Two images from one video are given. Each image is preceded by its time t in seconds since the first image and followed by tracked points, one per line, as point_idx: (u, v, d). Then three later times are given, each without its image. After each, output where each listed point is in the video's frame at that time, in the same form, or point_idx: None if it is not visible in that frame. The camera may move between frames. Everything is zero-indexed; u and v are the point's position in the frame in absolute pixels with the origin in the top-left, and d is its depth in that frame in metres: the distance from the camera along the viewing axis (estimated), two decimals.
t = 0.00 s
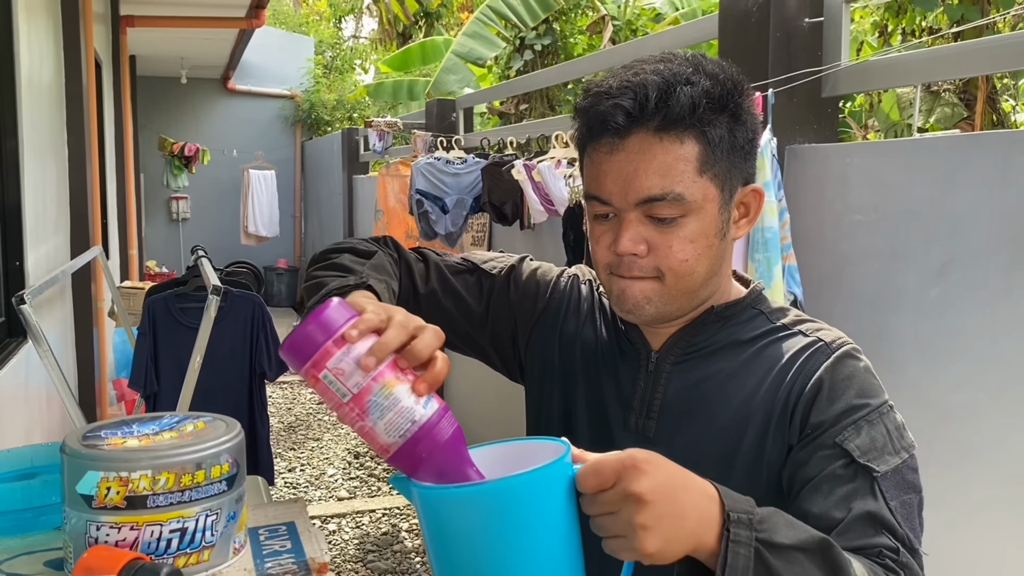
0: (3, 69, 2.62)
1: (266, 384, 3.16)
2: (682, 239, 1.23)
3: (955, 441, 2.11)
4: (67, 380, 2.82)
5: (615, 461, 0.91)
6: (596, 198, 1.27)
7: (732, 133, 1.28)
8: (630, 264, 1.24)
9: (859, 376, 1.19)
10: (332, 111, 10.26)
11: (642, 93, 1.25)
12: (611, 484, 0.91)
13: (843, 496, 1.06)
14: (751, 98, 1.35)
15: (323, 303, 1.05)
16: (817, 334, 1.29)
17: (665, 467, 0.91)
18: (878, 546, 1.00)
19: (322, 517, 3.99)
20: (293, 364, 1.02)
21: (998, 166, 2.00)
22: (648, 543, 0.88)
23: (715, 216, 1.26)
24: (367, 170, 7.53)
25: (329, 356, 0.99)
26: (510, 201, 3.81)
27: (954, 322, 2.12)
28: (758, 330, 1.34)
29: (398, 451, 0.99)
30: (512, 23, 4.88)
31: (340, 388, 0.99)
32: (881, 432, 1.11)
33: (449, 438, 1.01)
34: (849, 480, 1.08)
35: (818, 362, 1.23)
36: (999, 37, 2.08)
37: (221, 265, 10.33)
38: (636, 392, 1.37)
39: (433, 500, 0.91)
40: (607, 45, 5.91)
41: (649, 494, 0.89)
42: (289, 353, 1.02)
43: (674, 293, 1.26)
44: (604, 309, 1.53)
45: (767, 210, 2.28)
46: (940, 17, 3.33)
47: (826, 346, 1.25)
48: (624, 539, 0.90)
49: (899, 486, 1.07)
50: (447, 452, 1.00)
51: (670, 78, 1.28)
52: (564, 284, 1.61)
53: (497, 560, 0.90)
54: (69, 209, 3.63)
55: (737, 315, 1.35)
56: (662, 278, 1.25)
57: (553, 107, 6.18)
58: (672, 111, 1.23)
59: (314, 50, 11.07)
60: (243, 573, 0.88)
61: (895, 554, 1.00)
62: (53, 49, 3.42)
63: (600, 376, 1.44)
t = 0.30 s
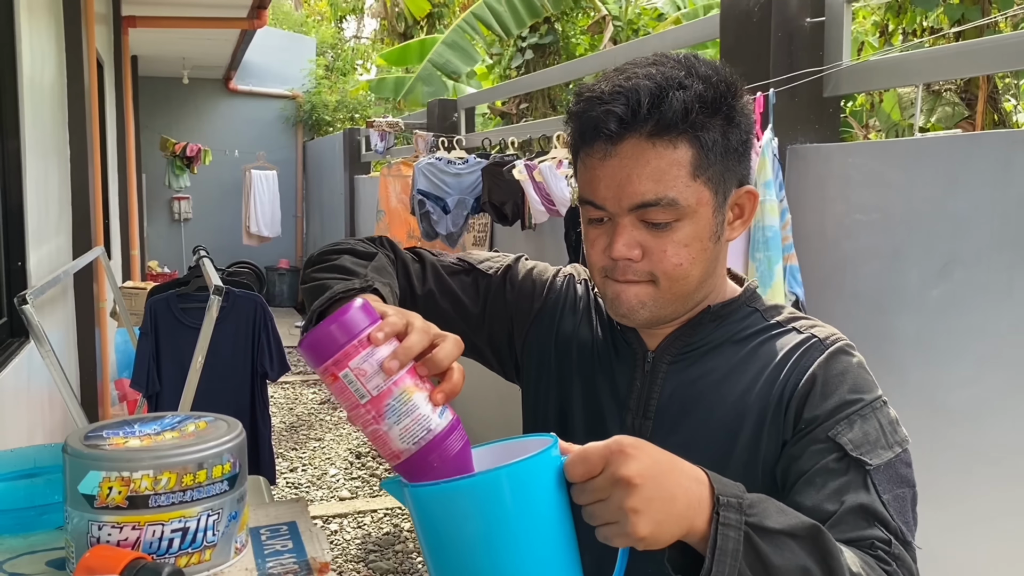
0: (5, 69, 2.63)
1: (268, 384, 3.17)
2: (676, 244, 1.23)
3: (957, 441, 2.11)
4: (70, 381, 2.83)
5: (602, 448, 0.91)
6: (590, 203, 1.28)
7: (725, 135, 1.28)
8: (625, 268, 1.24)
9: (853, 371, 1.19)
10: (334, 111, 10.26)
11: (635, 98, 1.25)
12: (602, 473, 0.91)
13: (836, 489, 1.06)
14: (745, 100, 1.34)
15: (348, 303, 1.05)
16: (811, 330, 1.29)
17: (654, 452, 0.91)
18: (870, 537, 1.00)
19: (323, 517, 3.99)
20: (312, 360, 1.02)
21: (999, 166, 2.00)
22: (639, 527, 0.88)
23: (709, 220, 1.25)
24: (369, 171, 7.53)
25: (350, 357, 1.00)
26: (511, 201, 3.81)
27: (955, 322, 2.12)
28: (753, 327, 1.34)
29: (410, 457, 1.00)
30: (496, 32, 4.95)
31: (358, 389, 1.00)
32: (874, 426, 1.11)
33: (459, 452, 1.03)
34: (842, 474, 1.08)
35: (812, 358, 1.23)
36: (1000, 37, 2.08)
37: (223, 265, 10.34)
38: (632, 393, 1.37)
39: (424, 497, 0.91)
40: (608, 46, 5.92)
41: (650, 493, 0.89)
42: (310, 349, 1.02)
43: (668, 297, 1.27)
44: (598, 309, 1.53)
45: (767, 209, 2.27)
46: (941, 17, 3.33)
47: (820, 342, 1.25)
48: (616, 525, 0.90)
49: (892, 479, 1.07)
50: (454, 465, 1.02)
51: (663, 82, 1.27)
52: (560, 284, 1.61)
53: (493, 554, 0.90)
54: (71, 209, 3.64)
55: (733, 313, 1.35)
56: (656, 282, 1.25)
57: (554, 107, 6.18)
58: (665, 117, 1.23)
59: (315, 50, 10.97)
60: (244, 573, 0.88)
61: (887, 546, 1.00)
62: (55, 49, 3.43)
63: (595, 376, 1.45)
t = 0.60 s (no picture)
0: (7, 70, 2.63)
1: (269, 385, 3.17)
2: (673, 244, 1.23)
3: (959, 441, 2.11)
4: (71, 381, 2.83)
5: (600, 458, 0.91)
6: (587, 202, 1.28)
7: (722, 135, 1.28)
8: (622, 268, 1.24)
9: (850, 372, 1.19)
10: (335, 111, 10.27)
11: (631, 99, 1.25)
12: (602, 480, 0.91)
13: (833, 490, 1.06)
14: (741, 100, 1.34)
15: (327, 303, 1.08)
16: (808, 330, 1.29)
17: (652, 460, 0.91)
18: (867, 538, 1.00)
19: (325, 517, 3.99)
20: (298, 364, 1.05)
21: (1000, 167, 2.00)
22: (638, 536, 0.88)
23: (706, 220, 1.26)
24: (371, 171, 7.54)
25: (334, 354, 1.03)
26: (513, 201, 3.81)
27: (956, 322, 2.12)
28: (750, 327, 1.34)
29: (403, 449, 1.01)
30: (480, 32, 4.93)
31: (344, 386, 1.02)
32: (872, 427, 1.11)
33: (454, 437, 1.02)
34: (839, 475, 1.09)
35: (809, 358, 1.23)
36: (1001, 37, 2.07)
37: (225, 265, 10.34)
38: (629, 394, 1.37)
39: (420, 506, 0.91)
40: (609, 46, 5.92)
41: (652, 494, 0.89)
42: (294, 353, 1.05)
43: (665, 298, 1.27)
44: (595, 309, 1.54)
45: (767, 209, 2.27)
46: (941, 17, 3.33)
47: (817, 342, 1.25)
48: (614, 534, 0.90)
49: (890, 480, 1.07)
50: (451, 452, 1.01)
51: (659, 83, 1.27)
52: (555, 284, 1.62)
53: (489, 562, 0.90)
54: (73, 209, 3.65)
55: (729, 313, 1.35)
56: (653, 282, 1.25)
57: (556, 107, 6.19)
58: (661, 117, 1.22)
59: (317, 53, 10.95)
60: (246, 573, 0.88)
61: (885, 547, 0.99)
62: (56, 50, 3.43)
63: (594, 376, 1.44)
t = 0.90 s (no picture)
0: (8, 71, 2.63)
1: (271, 385, 3.17)
2: (670, 244, 1.23)
3: (961, 441, 2.10)
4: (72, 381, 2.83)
5: (598, 461, 0.91)
6: (583, 203, 1.27)
7: (716, 134, 1.28)
8: (619, 268, 1.24)
9: (850, 369, 1.19)
10: (336, 112, 10.28)
11: (625, 99, 1.25)
12: (602, 482, 0.90)
13: (834, 488, 1.06)
14: (736, 98, 1.34)
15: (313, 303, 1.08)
16: (806, 328, 1.29)
17: (651, 462, 0.91)
18: (869, 537, 1.00)
19: (326, 517, 3.99)
20: (288, 366, 1.05)
21: (1002, 167, 2.00)
22: (639, 539, 0.88)
23: (702, 219, 1.26)
24: (372, 171, 7.53)
25: (323, 354, 1.02)
26: (515, 201, 3.81)
27: (958, 322, 2.11)
28: (748, 325, 1.34)
29: (395, 447, 1.01)
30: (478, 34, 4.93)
31: (335, 386, 1.02)
32: (872, 424, 1.10)
33: (446, 434, 1.02)
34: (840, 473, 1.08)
35: (808, 356, 1.23)
36: (1004, 36, 2.07)
37: (226, 265, 10.35)
38: (629, 394, 1.37)
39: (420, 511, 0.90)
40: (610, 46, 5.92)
41: (652, 493, 0.89)
42: (284, 356, 1.04)
43: (663, 297, 1.27)
44: (592, 309, 1.53)
45: (767, 210, 2.27)
46: (943, 16, 3.33)
47: (816, 340, 1.25)
48: (615, 536, 0.90)
49: (890, 477, 1.07)
50: (444, 449, 1.01)
51: (653, 83, 1.27)
52: (551, 284, 1.62)
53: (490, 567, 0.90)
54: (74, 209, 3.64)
55: (728, 312, 1.35)
56: (649, 282, 1.25)
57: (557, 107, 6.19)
58: (655, 117, 1.22)
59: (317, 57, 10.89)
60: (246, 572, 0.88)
61: (886, 545, 0.99)
62: (57, 50, 3.43)
63: (593, 376, 1.44)
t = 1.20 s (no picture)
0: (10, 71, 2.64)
1: (271, 385, 3.18)
2: (670, 242, 1.23)
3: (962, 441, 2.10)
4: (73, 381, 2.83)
5: (598, 460, 0.91)
6: (583, 204, 1.27)
7: (715, 133, 1.27)
8: (618, 267, 1.24)
9: (851, 368, 1.19)
10: (337, 112, 10.28)
11: (624, 99, 1.25)
12: (601, 481, 0.90)
13: (835, 487, 1.06)
14: (735, 96, 1.33)
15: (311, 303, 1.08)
16: (807, 327, 1.29)
17: (651, 462, 0.91)
18: (869, 535, 1.00)
19: (327, 517, 4.00)
20: (287, 366, 1.05)
21: (1003, 166, 2.00)
22: (638, 539, 0.88)
23: (702, 217, 1.26)
24: (373, 171, 7.53)
25: (321, 353, 1.03)
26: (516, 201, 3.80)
27: (959, 323, 2.11)
28: (749, 325, 1.34)
29: (394, 446, 1.01)
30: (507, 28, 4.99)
31: (333, 385, 1.02)
32: (872, 423, 1.10)
33: (444, 433, 1.02)
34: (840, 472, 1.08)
35: (808, 355, 1.22)
36: (1005, 36, 2.07)
37: (227, 265, 10.36)
38: (628, 393, 1.37)
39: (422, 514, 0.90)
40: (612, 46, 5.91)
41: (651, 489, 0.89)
42: (283, 355, 1.04)
43: (664, 296, 1.27)
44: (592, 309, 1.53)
45: (767, 210, 2.28)
46: (945, 16, 3.32)
47: (817, 339, 1.25)
48: (614, 536, 0.90)
49: (892, 475, 1.06)
50: (442, 448, 1.01)
51: (652, 83, 1.27)
52: (552, 284, 1.62)
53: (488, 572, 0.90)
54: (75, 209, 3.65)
55: (728, 311, 1.35)
56: (649, 281, 1.25)
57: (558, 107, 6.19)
58: (653, 116, 1.22)
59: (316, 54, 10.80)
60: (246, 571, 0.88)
61: (887, 543, 0.99)
62: (58, 50, 3.44)
63: (594, 375, 1.44)
